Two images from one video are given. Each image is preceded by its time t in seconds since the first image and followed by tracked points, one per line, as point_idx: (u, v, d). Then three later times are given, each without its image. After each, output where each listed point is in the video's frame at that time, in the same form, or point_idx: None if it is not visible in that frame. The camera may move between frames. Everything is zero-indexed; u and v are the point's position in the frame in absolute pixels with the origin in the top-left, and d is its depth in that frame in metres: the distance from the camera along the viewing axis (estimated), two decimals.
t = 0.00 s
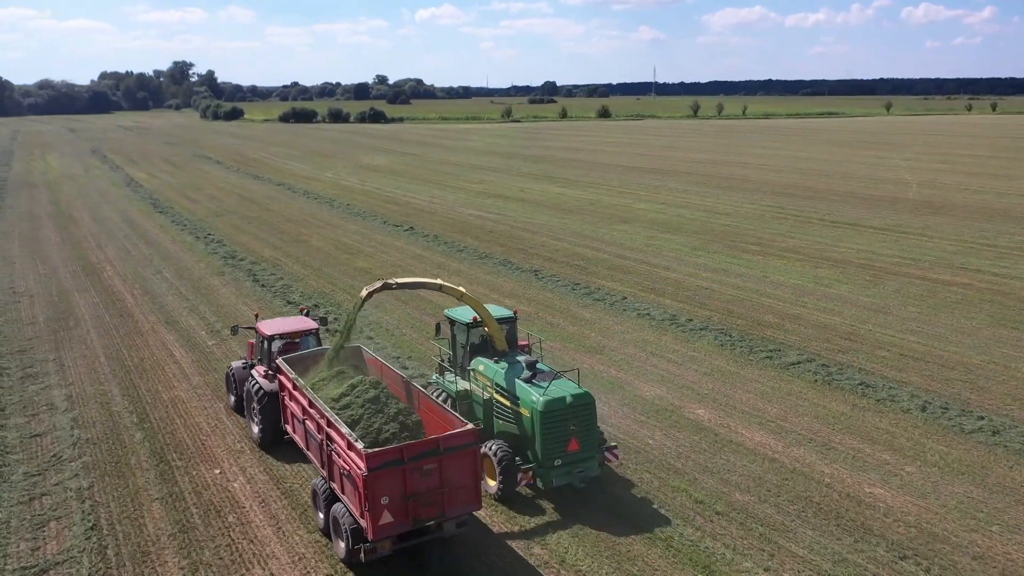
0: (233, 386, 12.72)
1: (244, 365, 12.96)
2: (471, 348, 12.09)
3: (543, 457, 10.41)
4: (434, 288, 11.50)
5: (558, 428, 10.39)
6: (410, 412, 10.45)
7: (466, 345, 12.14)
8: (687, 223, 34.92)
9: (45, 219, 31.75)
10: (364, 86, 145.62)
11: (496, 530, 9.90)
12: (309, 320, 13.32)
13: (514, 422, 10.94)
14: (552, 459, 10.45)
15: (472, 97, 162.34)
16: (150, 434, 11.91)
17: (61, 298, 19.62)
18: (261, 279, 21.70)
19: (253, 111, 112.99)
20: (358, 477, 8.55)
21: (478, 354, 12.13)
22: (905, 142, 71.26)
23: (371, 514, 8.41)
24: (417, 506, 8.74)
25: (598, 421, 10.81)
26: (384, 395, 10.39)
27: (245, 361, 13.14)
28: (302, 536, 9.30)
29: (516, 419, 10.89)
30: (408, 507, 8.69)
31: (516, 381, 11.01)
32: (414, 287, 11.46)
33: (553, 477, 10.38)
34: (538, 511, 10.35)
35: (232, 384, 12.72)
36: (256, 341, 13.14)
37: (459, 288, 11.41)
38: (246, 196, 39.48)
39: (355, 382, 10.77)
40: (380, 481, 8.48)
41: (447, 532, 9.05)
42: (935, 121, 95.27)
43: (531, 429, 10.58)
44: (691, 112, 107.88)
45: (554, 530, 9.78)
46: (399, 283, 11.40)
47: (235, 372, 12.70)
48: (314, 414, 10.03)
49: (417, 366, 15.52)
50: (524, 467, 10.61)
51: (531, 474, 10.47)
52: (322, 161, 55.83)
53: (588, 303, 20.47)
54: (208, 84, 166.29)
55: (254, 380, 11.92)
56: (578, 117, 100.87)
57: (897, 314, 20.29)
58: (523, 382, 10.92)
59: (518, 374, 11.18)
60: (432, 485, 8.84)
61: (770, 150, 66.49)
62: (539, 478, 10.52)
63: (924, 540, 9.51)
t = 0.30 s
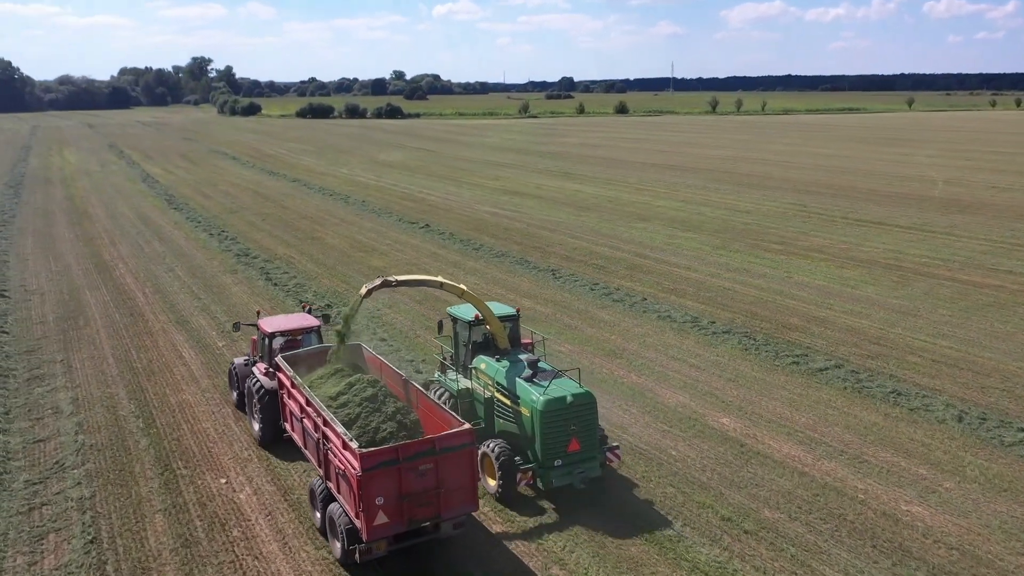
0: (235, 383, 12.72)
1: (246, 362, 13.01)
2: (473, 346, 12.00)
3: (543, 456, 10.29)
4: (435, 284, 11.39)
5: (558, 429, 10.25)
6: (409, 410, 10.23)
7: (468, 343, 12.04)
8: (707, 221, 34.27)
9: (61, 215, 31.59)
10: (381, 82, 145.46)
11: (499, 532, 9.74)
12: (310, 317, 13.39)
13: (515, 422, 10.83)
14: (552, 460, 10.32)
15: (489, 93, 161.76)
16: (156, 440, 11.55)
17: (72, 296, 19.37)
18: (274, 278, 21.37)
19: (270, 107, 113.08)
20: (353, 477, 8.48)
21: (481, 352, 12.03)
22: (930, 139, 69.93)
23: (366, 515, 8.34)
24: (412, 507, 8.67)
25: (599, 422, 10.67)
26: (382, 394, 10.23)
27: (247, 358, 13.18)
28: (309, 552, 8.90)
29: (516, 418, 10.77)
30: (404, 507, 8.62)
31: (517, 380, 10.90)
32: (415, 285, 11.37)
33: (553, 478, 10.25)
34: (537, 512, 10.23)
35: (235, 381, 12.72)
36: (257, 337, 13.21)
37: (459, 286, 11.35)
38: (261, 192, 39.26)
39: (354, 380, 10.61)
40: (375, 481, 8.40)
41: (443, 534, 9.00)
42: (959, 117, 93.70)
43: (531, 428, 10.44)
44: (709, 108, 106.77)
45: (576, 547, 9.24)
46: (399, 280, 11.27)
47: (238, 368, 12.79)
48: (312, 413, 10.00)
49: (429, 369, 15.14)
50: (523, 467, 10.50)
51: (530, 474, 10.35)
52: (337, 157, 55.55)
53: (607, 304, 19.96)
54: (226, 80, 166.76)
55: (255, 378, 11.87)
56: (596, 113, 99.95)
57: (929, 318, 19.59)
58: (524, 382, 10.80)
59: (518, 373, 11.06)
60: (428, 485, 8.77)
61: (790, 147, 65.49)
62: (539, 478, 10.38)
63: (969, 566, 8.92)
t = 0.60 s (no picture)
0: (238, 380, 12.70)
1: (247, 359, 12.98)
2: (475, 345, 11.95)
3: (544, 458, 10.17)
4: (435, 282, 11.25)
5: (559, 430, 10.13)
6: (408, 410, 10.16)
7: (470, 342, 11.99)
8: (729, 219, 33.60)
9: (76, 212, 31.45)
10: (399, 77, 145.34)
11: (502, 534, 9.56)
12: (310, 313, 13.31)
13: (516, 422, 10.72)
14: (552, 461, 10.21)
15: (507, 88, 161.03)
16: (161, 447, 11.18)
17: (83, 294, 19.11)
18: (287, 276, 21.02)
19: (288, 102, 113.10)
20: (347, 478, 8.39)
21: (483, 351, 11.97)
22: (956, 135, 68.55)
23: (360, 517, 8.23)
24: (408, 508, 8.56)
25: (600, 423, 10.56)
26: (381, 393, 10.21)
27: (248, 355, 13.15)
28: (315, 569, 8.54)
29: (517, 418, 10.67)
30: (399, 509, 8.52)
31: (519, 379, 10.78)
32: (415, 283, 11.22)
33: (553, 479, 10.14)
34: (539, 513, 10.11)
35: (237, 378, 12.70)
36: (258, 334, 13.14)
37: (460, 284, 11.23)
38: (276, 188, 39.03)
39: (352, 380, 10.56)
40: (369, 482, 8.30)
41: (440, 536, 8.89)
42: (986, 113, 91.92)
43: (532, 429, 10.34)
44: (729, 104, 105.53)
45: (596, 568, 8.73)
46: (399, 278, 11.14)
47: (240, 365, 12.70)
48: (310, 413, 9.92)
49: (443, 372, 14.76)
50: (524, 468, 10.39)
51: (531, 475, 10.24)
52: (354, 153, 55.29)
53: (627, 306, 19.44)
54: (245, 75, 167.24)
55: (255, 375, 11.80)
56: (613, 108, 99.03)
57: (961, 322, 18.90)
58: (526, 381, 10.68)
59: (520, 373, 10.95)
60: (424, 487, 8.66)
61: (812, 143, 64.45)
62: (539, 479, 10.30)
63: None
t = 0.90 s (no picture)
0: (241, 376, 12.64)
1: (250, 356, 12.93)
2: (478, 343, 11.83)
3: (546, 458, 9.99)
4: (439, 280, 11.12)
5: (562, 430, 9.93)
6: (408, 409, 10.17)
7: (474, 340, 11.88)
8: (752, 218, 32.88)
9: (92, 208, 31.28)
10: (417, 73, 145.05)
11: (504, 537, 9.37)
12: (313, 310, 13.27)
13: (519, 421, 10.55)
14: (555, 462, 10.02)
15: (525, 83, 160.17)
16: (165, 455, 10.83)
17: (94, 293, 18.84)
18: (301, 275, 20.68)
19: (306, 98, 112.97)
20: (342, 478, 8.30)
21: (486, 349, 11.85)
22: (984, 132, 67.08)
23: (354, 518, 8.14)
24: (403, 510, 8.47)
25: (604, 423, 10.36)
26: (380, 393, 10.20)
27: (251, 352, 13.10)
28: None
29: (520, 418, 10.49)
30: (394, 510, 8.43)
31: (522, 379, 10.59)
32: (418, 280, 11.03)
33: (555, 480, 9.97)
34: (540, 515, 9.93)
35: (240, 375, 12.64)
36: (260, 331, 13.08)
37: (465, 282, 10.94)
38: (293, 184, 38.77)
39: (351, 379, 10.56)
40: (364, 483, 8.20)
41: (436, 538, 8.78)
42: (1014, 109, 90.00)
43: (534, 429, 10.16)
44: (749, 100, 104.14)
45: None
46: (403, 276, 11.12)
47: (242, 362, 12.65)
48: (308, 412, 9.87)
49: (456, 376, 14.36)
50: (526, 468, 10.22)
51: (533, 476, 10.06)
52: (371, 148, 54.97)
53: (647, 307, 18.92)
54: (264, 70, 167.60)
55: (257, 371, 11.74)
56: (632, 104, 98.11)
57: (996, 327, 18.18)
58: (529, 381, 10.49)
59: (524, 372, 10.77)
60: (419, 488, 8.57)
61: (835, 139, 63.34)
62: (541, 480, 10.12)
63: None
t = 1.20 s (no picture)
0: (244, 374, 12.72)
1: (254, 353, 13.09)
2: (481, 342, 11.54)
3: (548, 461, 9.82)
4: (439, 279, 11.05)
5: (564, 432, 9.76)
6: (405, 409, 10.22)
7: (477, 339, 11.60)
8: (775, 217, 32.13)
9: (108, 204, 31.14)
10: (436, 68, 144.73)
11: (504, 543, 9.20)
12: (316, 308, 13.47)
13: (521, 423, 10.38)
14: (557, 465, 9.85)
15: (543, 79, 159.27)
16: (169, 464, 10.45)
17: (105, 292, 18.58)
18: (314, 275, 20.34)
19: (325, 94, 112.74)
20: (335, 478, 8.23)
21: (489, 349, 11.56)
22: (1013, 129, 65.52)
23: (347, 520, 8.07)
24: (398, 511, 8.37)
25: (608, 426, 10.17)
26: (377, 391, 10.23)
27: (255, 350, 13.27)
28: None
29: (522, 419, 10.32)
30: (389, 511, 8.33)
31: (524, 379, 10.41)
32: (418, 279, 11.01)
33: (556, 483, 9.80)
34: (543, 518, 9.79)
35: (243, 372, 12.72)
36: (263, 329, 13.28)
37: (466, 280, 10.83)
38: (309, 181, 38.50)
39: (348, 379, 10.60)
40: (356, 484, 8.12)
41: (433, 540, 8.68)
42: None
43: (536, 431, 9.99)
44: (770, 96, 102.67)
45: None
46: (403, 274, 11.02)
47: (246, 359, 12.67)
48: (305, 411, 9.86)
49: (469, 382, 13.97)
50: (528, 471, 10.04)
51: (534, 478, 9.88)
52: (389, 145, 54.64)
53: (669, 311, 18.38)
54: (284, 66, 167.84)
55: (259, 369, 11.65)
56: (651, 100, 97.09)
57: None
58: (531, 382, 10.31)
59: (526, 373, 10.58)
60: (414, 490, 8.45)
61: (859, 137, 62.17)
62: (543, 482, 9.96)
63: None
